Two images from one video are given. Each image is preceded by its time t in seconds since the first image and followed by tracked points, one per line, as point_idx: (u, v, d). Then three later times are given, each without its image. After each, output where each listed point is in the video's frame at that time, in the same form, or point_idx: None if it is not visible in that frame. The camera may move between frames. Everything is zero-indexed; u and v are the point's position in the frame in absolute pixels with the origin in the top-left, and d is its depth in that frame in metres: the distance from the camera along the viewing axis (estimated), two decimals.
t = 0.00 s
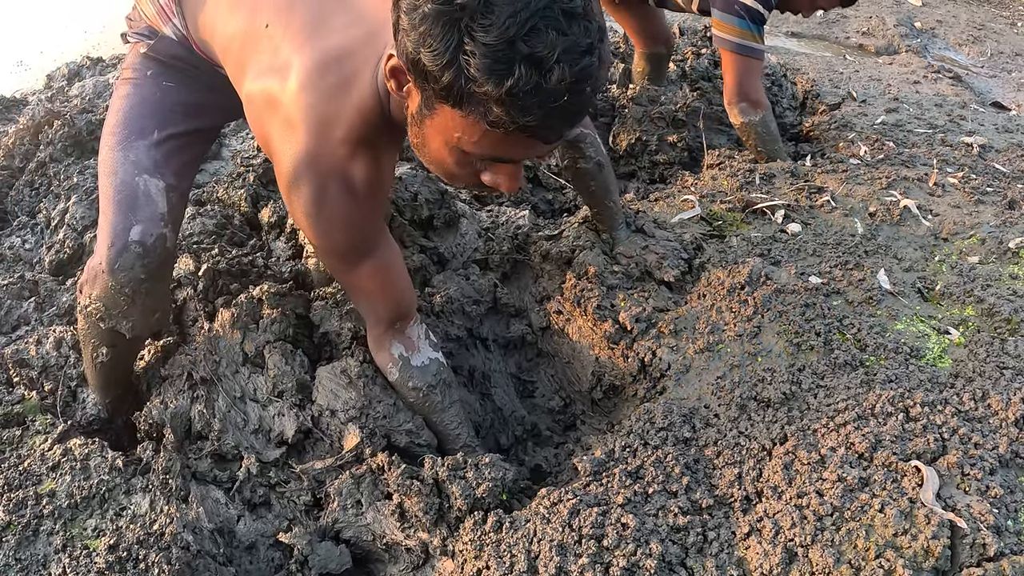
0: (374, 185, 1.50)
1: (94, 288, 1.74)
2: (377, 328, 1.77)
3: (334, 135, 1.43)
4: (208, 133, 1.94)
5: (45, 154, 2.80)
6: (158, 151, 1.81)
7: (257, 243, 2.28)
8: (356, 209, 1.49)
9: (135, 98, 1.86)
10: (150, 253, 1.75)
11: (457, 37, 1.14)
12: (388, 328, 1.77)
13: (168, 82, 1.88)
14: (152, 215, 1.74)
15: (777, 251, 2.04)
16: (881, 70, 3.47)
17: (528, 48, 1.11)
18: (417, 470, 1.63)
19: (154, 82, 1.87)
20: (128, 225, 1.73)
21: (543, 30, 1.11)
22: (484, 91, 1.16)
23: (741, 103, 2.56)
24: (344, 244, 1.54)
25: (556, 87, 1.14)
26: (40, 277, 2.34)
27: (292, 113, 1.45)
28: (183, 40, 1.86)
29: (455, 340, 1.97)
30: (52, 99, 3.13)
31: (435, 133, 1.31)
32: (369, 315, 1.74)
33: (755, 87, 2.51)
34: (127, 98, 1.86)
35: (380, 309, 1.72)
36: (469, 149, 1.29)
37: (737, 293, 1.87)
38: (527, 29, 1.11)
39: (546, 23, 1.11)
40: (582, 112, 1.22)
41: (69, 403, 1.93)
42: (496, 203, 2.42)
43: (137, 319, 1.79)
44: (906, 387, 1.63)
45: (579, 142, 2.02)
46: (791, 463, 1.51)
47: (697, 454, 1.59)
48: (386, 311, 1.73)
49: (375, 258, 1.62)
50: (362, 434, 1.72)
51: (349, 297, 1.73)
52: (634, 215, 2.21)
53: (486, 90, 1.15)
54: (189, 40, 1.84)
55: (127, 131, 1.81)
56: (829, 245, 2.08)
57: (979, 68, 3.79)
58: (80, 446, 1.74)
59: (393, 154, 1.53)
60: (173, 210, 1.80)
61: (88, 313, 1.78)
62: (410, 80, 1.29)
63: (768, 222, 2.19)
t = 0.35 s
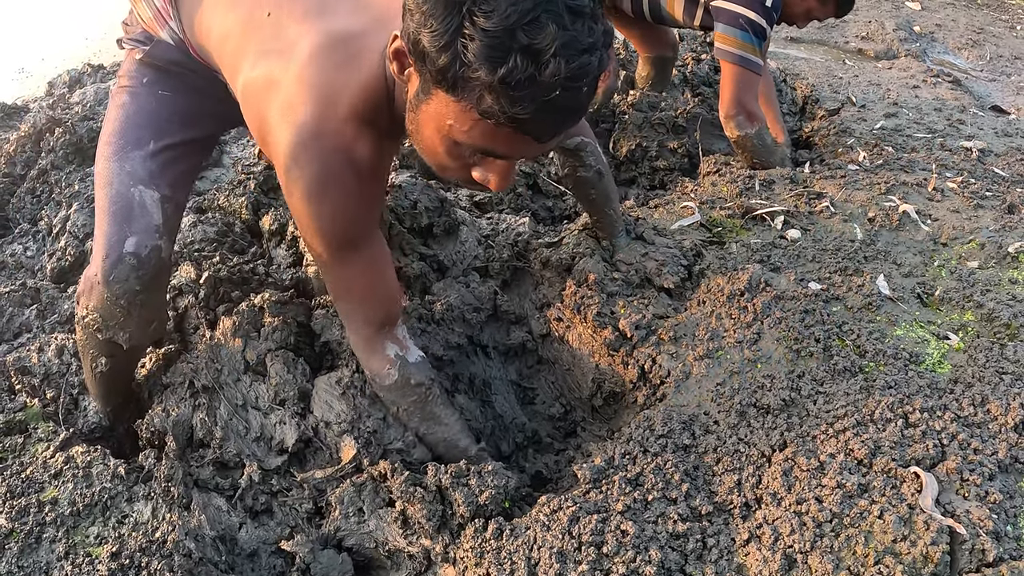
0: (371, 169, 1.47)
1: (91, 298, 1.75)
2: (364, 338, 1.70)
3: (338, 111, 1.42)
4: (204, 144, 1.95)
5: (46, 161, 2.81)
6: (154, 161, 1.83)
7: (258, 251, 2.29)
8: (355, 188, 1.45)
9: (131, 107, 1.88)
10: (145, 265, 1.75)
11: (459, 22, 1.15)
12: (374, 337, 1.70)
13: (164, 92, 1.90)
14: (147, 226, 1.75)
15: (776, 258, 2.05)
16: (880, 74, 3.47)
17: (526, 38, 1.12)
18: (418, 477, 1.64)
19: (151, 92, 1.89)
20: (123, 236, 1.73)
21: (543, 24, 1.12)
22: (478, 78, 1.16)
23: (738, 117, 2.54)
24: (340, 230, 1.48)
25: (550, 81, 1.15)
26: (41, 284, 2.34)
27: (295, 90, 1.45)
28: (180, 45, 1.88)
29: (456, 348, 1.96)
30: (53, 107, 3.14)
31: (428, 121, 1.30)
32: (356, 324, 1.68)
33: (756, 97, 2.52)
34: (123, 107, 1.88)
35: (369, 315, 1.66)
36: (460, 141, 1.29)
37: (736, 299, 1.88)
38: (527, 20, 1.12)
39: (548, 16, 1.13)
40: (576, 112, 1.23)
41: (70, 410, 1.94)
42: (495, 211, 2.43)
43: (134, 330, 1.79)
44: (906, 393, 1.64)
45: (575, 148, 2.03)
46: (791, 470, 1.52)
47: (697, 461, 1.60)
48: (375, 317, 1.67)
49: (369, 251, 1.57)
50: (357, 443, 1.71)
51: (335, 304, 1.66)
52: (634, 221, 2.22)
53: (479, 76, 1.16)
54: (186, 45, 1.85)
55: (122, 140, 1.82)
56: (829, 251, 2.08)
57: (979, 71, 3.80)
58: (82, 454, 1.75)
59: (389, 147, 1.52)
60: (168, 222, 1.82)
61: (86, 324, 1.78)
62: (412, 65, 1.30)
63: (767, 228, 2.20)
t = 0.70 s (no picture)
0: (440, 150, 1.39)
1: (94, 321, 1.77)
2: (434, 364, 1.51)
3: (409, 79, 1.36)
4: (205, 156, 1.90)
5: (50, 168, 2.82)
6: (152, 183, 1.79)
7: (262, 259, 2.30)
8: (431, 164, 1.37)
9: (127, 124, 1.82)
10: (146, 290, 1.76)
11: (545, 5, 1.17)
12: (446, 360, 1.51)
13: (161, 105, 1.83)
14: (148, 252, 1.75)
15: (778, 265, 2.06)
16: (880, 80, 3.49)
17: (609, 26, 1.15)
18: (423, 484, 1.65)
19: (146, 106, 1.83)
20: (124, 262, 1.74)
21: (625, 14, 1.15)
22: (561, 61, 1.17)
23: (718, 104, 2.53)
24: (421, 215, 1.37)
25: (630, 67, 1.18)
26: (45, 292, 2.36)
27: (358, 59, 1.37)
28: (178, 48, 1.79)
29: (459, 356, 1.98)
30: (56, 114, 3.16)
31: (498, 101, 1.31)
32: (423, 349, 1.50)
33: (744, 87, 2.56)
34: (119, 123, 1.83)
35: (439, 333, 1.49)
36: (529, 122, 1.30)
37: (739, 307, 1.90)
38: (611, 9, 1.15)
39: (628, 7, 1.16)
40: (644, 98, 1.26)
41: (76, 418, 1.95)
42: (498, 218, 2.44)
43: (137, 353, 1.82)
44: (907, 400, 1.65)
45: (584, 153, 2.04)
46: (793, 477, 1.53)
47: (700, 469, 1.61)
48: (445, 336, 1.50)
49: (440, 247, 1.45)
50: (373, 450, 1.74)
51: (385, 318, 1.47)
52: (635, 229, 2.24)
53: (564, 58, 1.17)
54: (184, 45, 1.77)
55: (116, 164, 1.78)
56: (830, 258, 2.10)
57: (979, 76, 3.81)
58: (88, 462, 1.76)
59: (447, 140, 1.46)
60: (170, 244, 1.81)
61: (90, 346, 1.80)
62: (482, 46, 1.30)
63: (769, 235, 2.21)
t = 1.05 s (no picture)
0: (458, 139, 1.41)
1: (106, 345, 1.73)
2: (420, 353, 1.45)
3: (439, 62, 1.38)
4: (200, 168, 1.92)
5: (53, 175, 2.84)
6: (154, 198, 1.79)
7: (265, 265, 2.31)
8: (449, 148, 1.37)
9: (123, 139, 1.82)
10: (161, 307, 1.74)
11: (594, 11, 1.28)
12: (432, 352, 1.46)
13: (154, 118, 1.84)
14: (159, 269, 1.73)
15: (780, 269, 2.07)
16: (881, 84, 3.50)
17: (648, 33, 1.30)
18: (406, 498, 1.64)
19: (140, 120, 1.83)
20: (137, 280, 1.71)
21: (662, 25, 1.32)
22: (609, 61, 1.28)
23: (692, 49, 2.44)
24: (435, 193, 1.35)
25: (666, 69, 1.34)
26: (50, 298, 2.37)
27: (384, 38, 1.38)
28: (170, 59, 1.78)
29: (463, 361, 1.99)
30: (59, 121, 3.17)
31: (534, 95, 1.40)
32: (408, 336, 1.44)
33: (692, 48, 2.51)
34: (115, 138, 1.83)
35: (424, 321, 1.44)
36: (563, 113, 1.39)
37: (741, 311, 1.91)
38: (650, 19, 1.30)
39: (664, 19, 1.32)
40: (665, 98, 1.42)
41: (81, 424, 1.96)
42: (501, 224, 2.45)
43: (151, 373, 1.78)
44: (908, 403, 1.66)
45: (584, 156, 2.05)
46: (796, 480, 1.54)
47: (703, 473, 1.61)
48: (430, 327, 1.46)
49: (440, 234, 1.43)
50: (378, 455, 1.75)
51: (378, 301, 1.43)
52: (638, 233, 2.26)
53: (612, 59, 1.28)
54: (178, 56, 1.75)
55: (117, 183, 1.78)
56: (831, 262, 2.11)
57: (978, 79, 3.82)
58: (94, 468, 1.77)
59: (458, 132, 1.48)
60: (177, 259, 1.80)
61: (100, 369, 1.77)
62: (524, 43, 1.37)
63: (771, 240, 2.22)
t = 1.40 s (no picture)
0: (425, 107, 1.37)
1: (148, 330, 1.70)
2: (277, 295, 1.29)
3: (431, 22, 1.37)
4: (219, 152, 1.91)
5: (54, 180, 2.83)
6: (189, 182, 1.79)
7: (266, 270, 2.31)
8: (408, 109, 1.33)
9: (149, 126, 1.81)
10: (208, 290, 1.72)
11: (612, 7, 1.28)
12: (296, 302, 1.30)
13: (173, 102, 1.83)
14: (204, 252, 1.72)
15: (781, 273, 2.06)
16: (881, 86, 3.49)
17: (662, 32, 1.29)
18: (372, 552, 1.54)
19: (160, 105, 1.82)
20: (183, 264, 1.70)
21: (674, 27, 1.31)
22: (620, 55, 1.28)
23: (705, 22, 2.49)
24: (370, 134, 1.28)
25: (671, 71, 1.35)
26: (50, 303, 2.36)
27: None
28: (181, 33, 1.81)
29: (464, 366, 1.94)
30: (59, 126, 3.17)
31: (537, 80, 1.38)
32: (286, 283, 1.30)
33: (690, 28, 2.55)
34: (138, 126, 1.81)
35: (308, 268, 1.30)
36: (563, 101, 1.38)
37: (743, 314, 1.90)
38: (664, 19, 1.29)
39: (676, 21, 1.31)
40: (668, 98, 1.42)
41: (81, 428, 1.95)
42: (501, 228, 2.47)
43: (191, 361, 1.77)
44: (912, 406, 1.65)
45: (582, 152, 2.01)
46: (800, 484, 1.53)
47: (706, 477, 1.60)
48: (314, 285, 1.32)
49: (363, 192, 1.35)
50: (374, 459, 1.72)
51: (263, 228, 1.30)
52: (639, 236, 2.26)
53: (623, 53, 1.28)
54: (188, 30, 1.79)
55: (156, 168, 1.77)
56: (833, 264, 2.10)
57: (978, 81, 3.82)
58: (94, 473, 1.77)
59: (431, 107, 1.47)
60: (217, 242, 1.78)
61: (136, 358, 1.74)
62: (537, 25, 1.37)
63: (772, 243, 2.22)
